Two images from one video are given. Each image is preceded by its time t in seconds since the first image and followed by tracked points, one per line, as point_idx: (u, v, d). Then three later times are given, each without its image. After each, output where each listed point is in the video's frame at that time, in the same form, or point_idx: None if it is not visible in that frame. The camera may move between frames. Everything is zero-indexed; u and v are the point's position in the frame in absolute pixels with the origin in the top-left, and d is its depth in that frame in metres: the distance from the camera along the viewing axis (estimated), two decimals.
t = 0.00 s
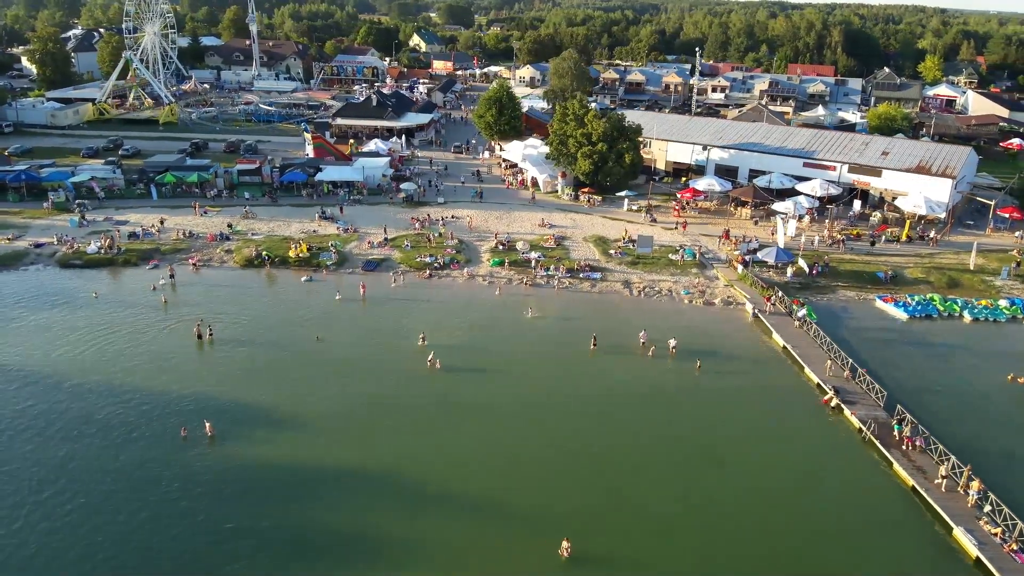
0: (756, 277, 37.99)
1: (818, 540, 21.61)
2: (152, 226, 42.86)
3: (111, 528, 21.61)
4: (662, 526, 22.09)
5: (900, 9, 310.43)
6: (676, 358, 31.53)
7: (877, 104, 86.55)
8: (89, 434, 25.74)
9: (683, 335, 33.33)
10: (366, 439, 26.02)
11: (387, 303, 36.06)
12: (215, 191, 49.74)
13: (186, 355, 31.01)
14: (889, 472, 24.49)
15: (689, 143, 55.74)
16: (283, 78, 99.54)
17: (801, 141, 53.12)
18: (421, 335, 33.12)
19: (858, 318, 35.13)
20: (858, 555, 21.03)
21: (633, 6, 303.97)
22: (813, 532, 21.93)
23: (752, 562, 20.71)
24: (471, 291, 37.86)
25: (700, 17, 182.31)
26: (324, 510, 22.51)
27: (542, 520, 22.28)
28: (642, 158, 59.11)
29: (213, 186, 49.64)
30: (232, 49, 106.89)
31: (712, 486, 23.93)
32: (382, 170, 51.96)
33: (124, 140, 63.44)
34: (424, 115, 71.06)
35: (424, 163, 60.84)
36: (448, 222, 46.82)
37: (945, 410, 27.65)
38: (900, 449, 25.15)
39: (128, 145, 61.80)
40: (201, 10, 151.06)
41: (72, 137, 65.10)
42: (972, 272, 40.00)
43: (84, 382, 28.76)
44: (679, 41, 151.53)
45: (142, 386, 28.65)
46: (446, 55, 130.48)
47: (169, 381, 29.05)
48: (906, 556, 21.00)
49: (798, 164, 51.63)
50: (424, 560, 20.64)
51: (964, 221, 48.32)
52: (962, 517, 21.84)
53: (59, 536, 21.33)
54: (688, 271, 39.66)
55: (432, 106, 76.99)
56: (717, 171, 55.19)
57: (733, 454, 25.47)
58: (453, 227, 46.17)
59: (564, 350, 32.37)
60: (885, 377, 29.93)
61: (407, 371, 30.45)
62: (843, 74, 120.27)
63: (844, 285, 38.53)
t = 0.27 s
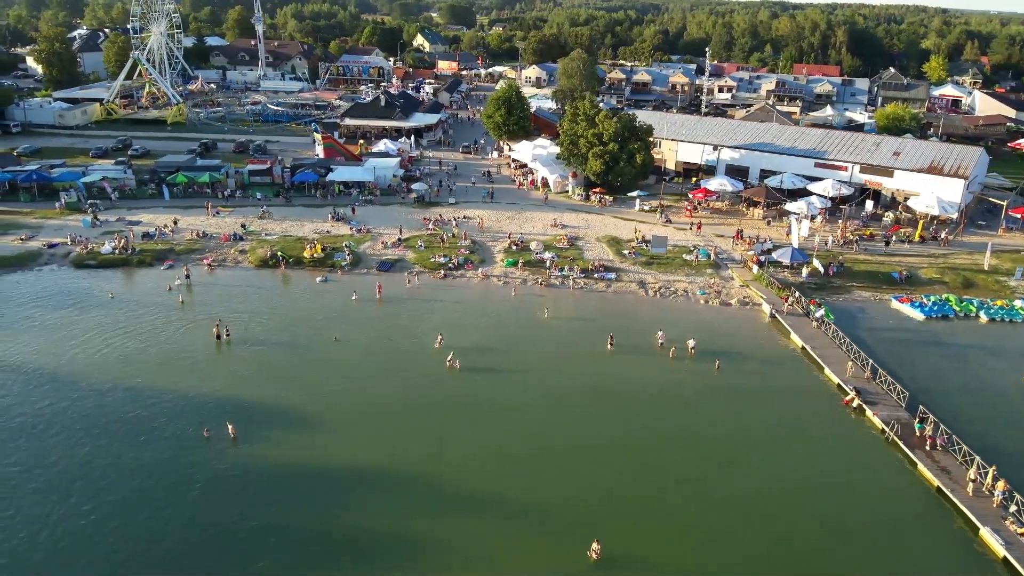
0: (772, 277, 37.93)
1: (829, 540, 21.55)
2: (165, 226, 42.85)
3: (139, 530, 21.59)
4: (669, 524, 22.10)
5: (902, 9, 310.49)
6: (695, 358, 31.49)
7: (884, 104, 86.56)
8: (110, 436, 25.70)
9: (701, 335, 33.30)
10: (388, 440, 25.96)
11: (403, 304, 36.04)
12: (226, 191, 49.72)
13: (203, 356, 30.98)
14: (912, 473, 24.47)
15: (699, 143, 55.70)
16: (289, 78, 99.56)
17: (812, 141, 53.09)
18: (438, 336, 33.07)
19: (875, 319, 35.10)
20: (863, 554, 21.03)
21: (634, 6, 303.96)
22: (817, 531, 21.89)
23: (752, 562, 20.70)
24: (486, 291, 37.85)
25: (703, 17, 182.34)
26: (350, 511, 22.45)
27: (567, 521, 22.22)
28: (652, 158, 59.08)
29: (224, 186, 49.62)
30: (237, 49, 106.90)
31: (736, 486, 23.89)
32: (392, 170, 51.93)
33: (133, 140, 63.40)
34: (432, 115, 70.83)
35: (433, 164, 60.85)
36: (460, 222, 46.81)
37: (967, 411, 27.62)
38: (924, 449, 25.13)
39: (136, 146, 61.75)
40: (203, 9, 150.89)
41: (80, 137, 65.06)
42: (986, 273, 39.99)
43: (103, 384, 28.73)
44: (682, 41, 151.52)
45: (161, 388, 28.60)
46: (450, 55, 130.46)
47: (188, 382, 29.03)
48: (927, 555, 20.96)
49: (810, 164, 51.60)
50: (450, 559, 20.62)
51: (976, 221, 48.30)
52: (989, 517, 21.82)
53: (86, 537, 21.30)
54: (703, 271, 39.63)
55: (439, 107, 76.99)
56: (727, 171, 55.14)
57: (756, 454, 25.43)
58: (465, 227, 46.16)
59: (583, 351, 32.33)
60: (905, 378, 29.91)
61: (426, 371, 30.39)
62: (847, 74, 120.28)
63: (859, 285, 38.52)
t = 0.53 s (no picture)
0: (787, 278, 37.96)
1: (841, 540, 21.57)
2: (178, 227, 42.87)
3: (165, 530, 21.57)
4: (686, 524, 22.11)
5: (903, 9, 310.60)
6: (714, 359, 31.47)
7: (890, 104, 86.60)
8: (132, 437, 25.66)
9: (719, 336, 33.28)
10: (410, 440, 25.94)
11: (419, 305, 36.04)
12: (237, 192, 49.72)
13: (222, 357, 30.94)
14: (935, 473, 24.48)
15: (709, 143, 55.69)
16: (294, 78, 99.56)
17: (823, 142, 53.09)
18: (455, 338, 33.04)
19: (891, 319, 35.09)
20: (881, 554, 21.03)
21: (636, 6, 303.91)
22: (833, 532, 21.90)
23: (768, 562, 20.72)
24: (501, 291, 37.84)
25: (706, 18, 182.70)
26: (375, 511, 22.44)
27: (592, 522, 22.20)
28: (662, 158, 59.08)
29: (235, 187, 49.62)
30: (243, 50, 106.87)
31: (759, 486, 23.89)
32: (403, 170, 51.91)
33: (142, 140, 63.38)
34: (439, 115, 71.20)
35: (442, 164, 60.88)
36: (471, 222, 46.81)
37: (988, 411, 27.59)
38: (946, 449, 25.14)
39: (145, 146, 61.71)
40: (206, 9, 150.88)
41: (89, 137, 65.04)
42: (1000, 273, 39.98)
43: (121, 385, 28.70)
44: (687, 41, 151.55)
45: (180, 388, 28.58)
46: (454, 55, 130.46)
47: (207, 383, 29.01)
48: (951, 556, 20.95)
49: (820, 164, 51.61)
50: (477, 559, 20.61)
51: (987, 221, 48.29)
52: (1014, 518, 21.83)
53: (112, 538, 21.26)
54: (718, 271, 39.62)
55: (447, 107, 77.00)
56: (738, 172, 55.13)
57: (778, 455, 25.42)
58: (477, 227, 46.15)
59: (601, 351, 32.29)
60: (925, 378, 29.89)
61: (445, 372, 30.39)
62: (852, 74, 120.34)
63: (874, 285, 38.53)
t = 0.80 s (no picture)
0: (803, 278, 37.99)
1: (848, 538, 21.65)
2: (191, 227, 42.89)
3: (191, 530, 21.55)
4: (708, 524, 22.12)
5: (905, 9, 310.59)
6: (732, 360, 31.45)
7: (896, 105, 86.68)
8: (153, 437, 25.63)
9: (737, 337, 33.27)
10: (431, 440, 25.93)
11: (435, 305, 36.06)
12: (248, 192, 49.68)
13: (240, 358, 30.90)
14: (957, 473, 24.48)
15: (720, 143, 55.68)
16: (300, 78, 99.53)
17: (834, 142, 53.07)
18: (472, 338, 33.01)
19: (907, 320, 35.09)
20: (903, 554, 21.06)
21: (637, 5, 304.23)
22: (855, 532, 21.91)
23: (791, 563, 20.72)
24: (516, 292, 37.81)
25: (709, 18, 182.74)
26: (401, 511, 22.43)
27: (614, 520, 22.21)
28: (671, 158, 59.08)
29: (246, 187, 49.59)
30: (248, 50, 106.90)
31: (781, 487, 23.87)
32: (414, 170, 51.88)
33: (150, 140, 63.32)
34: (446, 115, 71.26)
35: (451, 164, 60.91)
36: (483, 223, 46.79)
37: (1010, 411, 27.57)
38: (968, 449, 25.15)
39: (154, 146, 61.67)
40: (209, 9, 150.84)
41: (97, 137, 65.02)
42: (1014, 273, 39.97)
43: (141, 385, 28.66)
44: (690, 40, 151.58)
45: (200, 388, 28.55)
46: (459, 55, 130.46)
47: (228, 383, 28.99)
48: (970, 555, 21.00)
49: (831, 164, 51.60)
50: (505, 558, 20.61)
51: (999, 222, 48.27)
52: None
53: (138, 539, 21.22)
54: (732, 272, 39.59)
55: (454, 107, 77.00)
56: (748, 172, 55.11)
57: (800, 455, 25.42)
58: (490, 227, 46.10)
59: (619, 352, 32.26)
60: (944, 378, 29.86)
61: (463, 372, 30.36)
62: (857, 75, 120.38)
63: (888, 286, 38.55)
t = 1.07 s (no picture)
0: (817, 278, 38.00)
1: (873, 538, 21.67)
2: (203, 228, 42.89)
3: (217, 531, 21.50)
4: (735, 524, 22.13)
5: (906, 9, 310.62)
6: (750, 360, 31.43)
7: (902, 104, 86.80)
8: (174, 438, 25.59)
9: (754, 337, 33.26)
10: (453, 440, 25.92)
11: (451, 305, 36.05)
12: (259, 192, 49.68)
13: (258, 358, 30.89)
14: (980, 473, 24.48)
15: (729, 143, 55.67)
16: (305, 78, 99.52)
17: (844, 142, 53.05)
18: (489, 338, 32.99)
19: (923, 319, 35.11)
20: (930, 554, 21.07)
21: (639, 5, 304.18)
22: (881, 533, 21.91)
23: (817, 563, 20.73)
24: (530, 292, 37.79)
25: (712, 18, 182.72)
26: (427, 511, 22.40)
27: (640, 520, 22.20)
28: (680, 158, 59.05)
29: (257, 188, 49.59)
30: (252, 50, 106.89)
31: (805, 486, 23.87)
32: (424, 170, 51.88)
33: (158, 140, 63.29)
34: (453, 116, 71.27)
35: (459, 164, 60.91)
36: (495, 223, 46.77)
37: None
38: (990, 449, 25.15)
39: (162, 146, 61.63)
40: (212, 9, 150.67)
41: (105, 137, 64.99)
42: None
43: (160, 385, 28.63)
44: (694, 40, 151.57)
45: (219, 389, 28.53)
46: (463, 55, 130.43)
47: (247, 383, 28.97)
48: (996, 555, 21.02)
49: (842, 164, 51.60)
50: (532, 558, 20.61)
51: (1010, 221, 48.25)
52: None
53: (164, 540, 21.16)
54: (746, 272, 39.57)
55: (461, 107, 77.01)
56: (758, 172, 55.11)
57: (822, 455, 25.40)
58: (501, 228, 46.06)
59: (637, 351, 32.24)
60: (963, 378, 29.86)
61: (482, 372, 30.33)
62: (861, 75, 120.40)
63: (903, 286, 38.54)
